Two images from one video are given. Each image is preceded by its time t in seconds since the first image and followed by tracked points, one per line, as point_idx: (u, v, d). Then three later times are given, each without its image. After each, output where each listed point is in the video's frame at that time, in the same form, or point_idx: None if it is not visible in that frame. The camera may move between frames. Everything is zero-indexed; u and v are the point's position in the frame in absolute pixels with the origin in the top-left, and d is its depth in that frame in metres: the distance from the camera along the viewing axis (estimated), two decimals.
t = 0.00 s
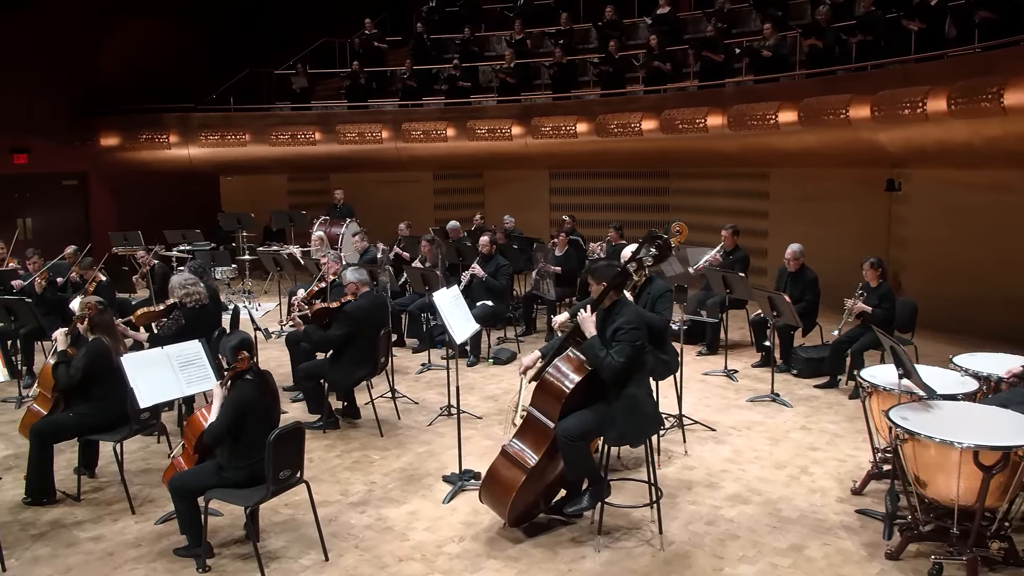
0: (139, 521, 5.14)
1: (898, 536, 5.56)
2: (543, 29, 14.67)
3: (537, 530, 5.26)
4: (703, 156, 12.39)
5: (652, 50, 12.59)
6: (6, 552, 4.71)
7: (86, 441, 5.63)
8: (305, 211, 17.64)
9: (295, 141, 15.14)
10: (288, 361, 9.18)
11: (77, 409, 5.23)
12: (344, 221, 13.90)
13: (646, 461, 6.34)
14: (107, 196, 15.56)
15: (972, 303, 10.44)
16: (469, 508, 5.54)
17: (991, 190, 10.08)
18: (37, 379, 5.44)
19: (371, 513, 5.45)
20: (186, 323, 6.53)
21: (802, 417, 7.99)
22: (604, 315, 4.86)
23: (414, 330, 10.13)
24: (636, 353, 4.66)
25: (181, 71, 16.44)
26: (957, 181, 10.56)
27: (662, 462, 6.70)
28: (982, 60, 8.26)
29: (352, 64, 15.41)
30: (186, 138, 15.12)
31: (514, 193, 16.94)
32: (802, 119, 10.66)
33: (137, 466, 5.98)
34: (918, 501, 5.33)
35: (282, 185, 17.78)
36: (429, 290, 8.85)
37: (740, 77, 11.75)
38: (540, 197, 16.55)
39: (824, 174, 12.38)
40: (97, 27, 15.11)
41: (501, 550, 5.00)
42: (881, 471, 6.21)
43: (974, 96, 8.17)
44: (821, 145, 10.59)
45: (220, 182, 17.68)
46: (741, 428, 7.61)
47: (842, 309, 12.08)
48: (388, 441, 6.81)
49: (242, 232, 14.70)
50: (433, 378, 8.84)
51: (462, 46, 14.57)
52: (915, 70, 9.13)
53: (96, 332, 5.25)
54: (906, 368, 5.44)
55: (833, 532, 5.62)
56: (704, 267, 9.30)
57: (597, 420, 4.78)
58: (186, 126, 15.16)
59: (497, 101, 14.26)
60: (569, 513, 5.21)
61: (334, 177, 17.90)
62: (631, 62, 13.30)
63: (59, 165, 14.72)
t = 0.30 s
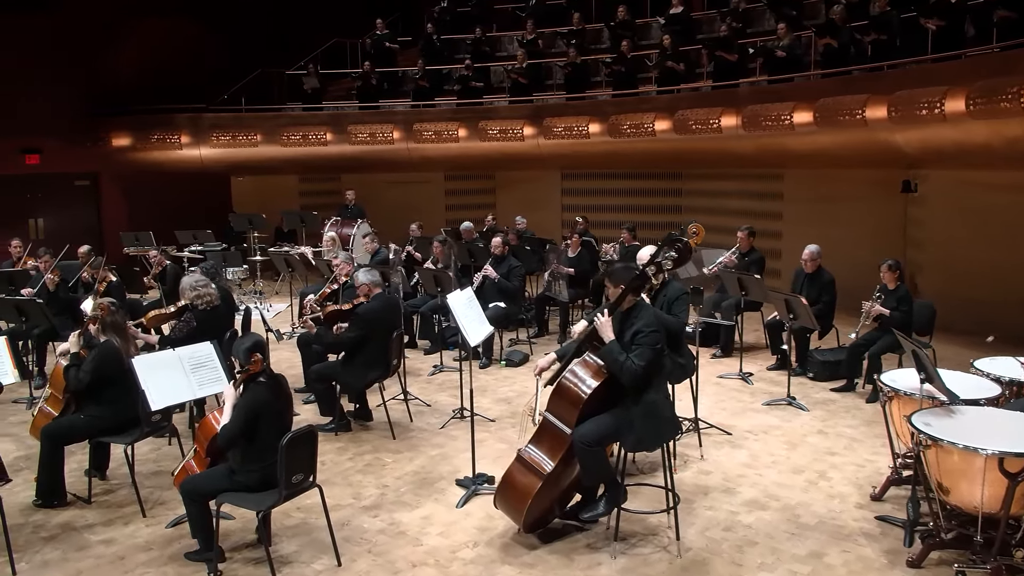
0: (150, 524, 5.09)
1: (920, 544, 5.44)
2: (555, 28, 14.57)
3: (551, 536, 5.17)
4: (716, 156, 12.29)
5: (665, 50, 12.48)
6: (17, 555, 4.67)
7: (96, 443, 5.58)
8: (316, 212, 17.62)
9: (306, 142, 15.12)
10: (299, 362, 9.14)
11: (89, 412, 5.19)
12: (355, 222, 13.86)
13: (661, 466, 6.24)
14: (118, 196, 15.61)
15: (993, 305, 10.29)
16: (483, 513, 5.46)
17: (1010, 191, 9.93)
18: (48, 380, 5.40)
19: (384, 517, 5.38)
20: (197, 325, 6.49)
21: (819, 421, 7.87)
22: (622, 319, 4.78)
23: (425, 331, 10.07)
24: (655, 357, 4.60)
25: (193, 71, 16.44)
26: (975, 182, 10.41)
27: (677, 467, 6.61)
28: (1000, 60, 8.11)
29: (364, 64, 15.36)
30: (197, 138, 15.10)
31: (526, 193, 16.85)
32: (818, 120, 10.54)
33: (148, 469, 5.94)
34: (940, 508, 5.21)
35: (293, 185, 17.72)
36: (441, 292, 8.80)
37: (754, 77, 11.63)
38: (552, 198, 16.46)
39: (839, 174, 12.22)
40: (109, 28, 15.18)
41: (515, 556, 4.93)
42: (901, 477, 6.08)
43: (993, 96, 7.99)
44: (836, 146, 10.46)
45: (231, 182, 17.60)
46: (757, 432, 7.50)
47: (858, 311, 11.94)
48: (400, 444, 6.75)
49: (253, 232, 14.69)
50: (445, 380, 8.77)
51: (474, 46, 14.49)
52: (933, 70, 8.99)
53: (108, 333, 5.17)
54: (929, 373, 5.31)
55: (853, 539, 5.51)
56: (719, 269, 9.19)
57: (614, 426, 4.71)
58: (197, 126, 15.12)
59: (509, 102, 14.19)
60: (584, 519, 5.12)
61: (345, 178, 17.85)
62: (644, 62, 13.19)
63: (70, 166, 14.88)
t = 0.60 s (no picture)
0: (160, 528, 5.03)
1: (941, 552, 5.32)
2: (566, 28, 14.48)
3: (565, 542, 5.08)
4: (729, 157, 12.17)
5: (678, 50, 12.37)
6: (25, 559, 4.62)
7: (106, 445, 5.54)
8: (327, 213, 17.58)
9: (316, 142, 15.08)
10: (310, 364, 9.09)
11: (99, 414, 5.15)
12: (366, 222, 13.81)
13: (676, 471, 6.14)
14: (129, 196, 15.63)
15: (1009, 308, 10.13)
16: (496, 518, 5.38)
17: None
18: (56, 383, 5.36)
19: (396, 522, 5.31)
20: (207, 327, 6.45)
21: (836, 425, 7.75)
22: (640, 322, 4.70)
23: (436, 333, 10.01)
24: (672, 362, 4.51)
25: (204, 71, 16.46)
26: (992, 184, 10.25)
27: (693, 472, 6.50)
28: (1019, 59, 7.96)
29: (374, 65, 15.32)
30: (208, 138, 15.09)
31: (537, 194, 16.76)
32: (833, 120, 10.41)
33: (158, 471, 5.89)
34: (962, 516, 5.09)
35: (303, 186, 17.68)
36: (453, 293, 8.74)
37: (768, 77, 11.50)
38: (563, 199, 16.37)
39: (852, 175, 12.08)
40: (120, 28, 15.20)
41: (529, 562, 4.84)
42: (921, 483, 5.96)
43: (1012, 96, 7.85)
44: (851, 147, 10.33)
45: (241, 183, 17.64)
46: (773, 437, 7.39)
47: (873, 314, 11.80)
48: (412, 447, 6.68)
49: (264, 233, 14.66)
50: (457, 382, 8.70)
51: (485, 46, 14.43)
52: (950, 70, 8.86)
53: (117, 335, 5.14)
54: (951, 377, 5.19)
55: (872, 546, 5.40)
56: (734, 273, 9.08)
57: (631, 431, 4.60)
58: (207, 127, 15.10)
59: (521, 102, 14.11)
60: (600, 525, 4.98)
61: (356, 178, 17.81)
62: (656, 62, 13.09)
63: (81, 166, 14.86)
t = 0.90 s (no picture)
0: (170, 531, 4.98)
1: (963, 559, 5.19)
2: (578, 27, 14.39)
3: (581, 547, 4.99)
4: (743, 157, 12.05)
5: (691, 48, 12.27)
6: (34, 561, 4.57)
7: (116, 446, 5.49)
8: (338, 212, 17.52)
9: (327, 142, 15.02)
10: (321, 364, 9.04)
11: (108, 415, 5.10)
12: (377, 222, 13.75)
13: (692, 475, 6.04)
14: (139, 195, 15.63)
15: None
16: (509, 522, 5.30)
17: None
18: (67, 383, 5.35)
19: (408, 526, 5.23)
20: (218, 327, 6.38)
21: (853, 429, 7.63)
22: (657, 324, 4.62)
23: (448, 334, 9.95)
24: (691, 364, 4.42)
25: (215, 71, 16.46)
26: (1010, 184, 10.10)
27: (708, 476, 6.39)
28: None
29: (385, 64, 15.27)
30: (218, 138, 15.03)
31: (548, 194, 16.65)
32: (848, 119, 10.27)
33: (168, 473, 5.84)
34: (986, 522, 4.97)
35: (313, 186, 17.57)
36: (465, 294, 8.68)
37: (782, 76, 11.38)
38: (574, 199, 16.26)
39: (867, 175, 11.93)
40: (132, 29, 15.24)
41: (544, 568, 4.76)
42: (941, 488, 5.83)
43: None
44: (867, 147, 10.20)
45: (252, 182, 17.67)
46: (789, 440, 7.28)
47: (888, 315, 11.65)
48: (424, 449, 6.61)
49: (274, 233, 14.63)
50: (469, 383, 8.63)
51: (497, 45, 14.36)
52: (968, 68, 8.70)
53: (125, 336, 5.11)
54: (974, 382, 5.07)
55: (892, 553, 5.26)
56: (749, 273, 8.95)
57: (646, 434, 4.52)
58: (218, 126, 15.05)
59: (532, 101, 14.01)
60: (615, 531, 4.94)
61: (366, 178, 17.79)
62: (669, 61, 12.96)
63: (92, 165, 14.94)
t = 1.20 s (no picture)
0: (181, 529, 4.93)
1: (987, 563, 5.00)
2: (590, 21, 14.26)
3: (597, 549, 4.90)
4: (757, 153, 11.89)
5: (705, 42, 12.15)
6: (44, 560, 4.53)
7: (127, 444, 5.45)
8: (349, 207, 17.47)
9: (338, 137, 14.94)
10: (333, 361, 9.00)
11: (118, 413, 5.06)
12: (388, 217, 13.67)
13: (709, 475, 5.94)
14: (151, 190, 15.63)
15: None
16: (523, 522, 5.22)
17: None
18: (77, 380, 5.31)
19: (420, 526, 5.16)
20: (229, 324, 6.33)
21: (871, 428, 7.48)
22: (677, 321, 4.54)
23: (460, 330, 9.89)
24: (709, 360, 4.35)
25: (227, 66, 16.45)
26: None
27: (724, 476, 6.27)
28: None
29: (396, 59, 15.20)
30: (230, 133, 15.01)
31: (560, 189, 16.53)
32: (865, 115, 10.08)
33: (179, 470, 5.80)
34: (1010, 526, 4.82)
35: (325, 181, 17.63)
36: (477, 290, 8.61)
37: (797, 70, 11.23)
38: (587, 195, 16.15)
39: (883, 172, 11.78)
40: (144, 24, 15.25)
41: (559, 570, 4.68)
42: (963, 490, 5.68)
43: None
44: (883, 142, 10.01)
45: (264, 178, 17.66)
46: (807, 440, 7.15)
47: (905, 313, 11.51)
48: (436, 448, 6.54)
49: (286, 228, 14.58)
50: (481, 380, 8.56)
51: (509, 40, 14.25)
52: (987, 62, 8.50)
53: (135, 333, 5.05)
54: (999, 383, 4.92)
55: (913, 556, 5.09)
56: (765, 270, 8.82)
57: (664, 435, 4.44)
58: (229, 121, 15.02)
59: (544, 96, 13.88)
60: (632, 533, 4.77)
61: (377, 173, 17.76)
62: (682, 56, 12.82)
63: (103, 160, 14.94)
